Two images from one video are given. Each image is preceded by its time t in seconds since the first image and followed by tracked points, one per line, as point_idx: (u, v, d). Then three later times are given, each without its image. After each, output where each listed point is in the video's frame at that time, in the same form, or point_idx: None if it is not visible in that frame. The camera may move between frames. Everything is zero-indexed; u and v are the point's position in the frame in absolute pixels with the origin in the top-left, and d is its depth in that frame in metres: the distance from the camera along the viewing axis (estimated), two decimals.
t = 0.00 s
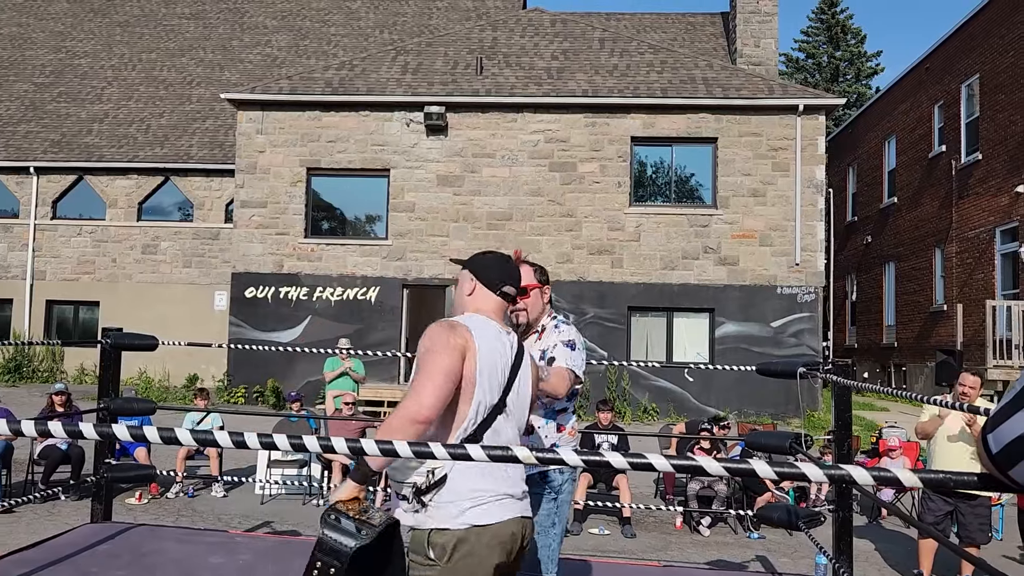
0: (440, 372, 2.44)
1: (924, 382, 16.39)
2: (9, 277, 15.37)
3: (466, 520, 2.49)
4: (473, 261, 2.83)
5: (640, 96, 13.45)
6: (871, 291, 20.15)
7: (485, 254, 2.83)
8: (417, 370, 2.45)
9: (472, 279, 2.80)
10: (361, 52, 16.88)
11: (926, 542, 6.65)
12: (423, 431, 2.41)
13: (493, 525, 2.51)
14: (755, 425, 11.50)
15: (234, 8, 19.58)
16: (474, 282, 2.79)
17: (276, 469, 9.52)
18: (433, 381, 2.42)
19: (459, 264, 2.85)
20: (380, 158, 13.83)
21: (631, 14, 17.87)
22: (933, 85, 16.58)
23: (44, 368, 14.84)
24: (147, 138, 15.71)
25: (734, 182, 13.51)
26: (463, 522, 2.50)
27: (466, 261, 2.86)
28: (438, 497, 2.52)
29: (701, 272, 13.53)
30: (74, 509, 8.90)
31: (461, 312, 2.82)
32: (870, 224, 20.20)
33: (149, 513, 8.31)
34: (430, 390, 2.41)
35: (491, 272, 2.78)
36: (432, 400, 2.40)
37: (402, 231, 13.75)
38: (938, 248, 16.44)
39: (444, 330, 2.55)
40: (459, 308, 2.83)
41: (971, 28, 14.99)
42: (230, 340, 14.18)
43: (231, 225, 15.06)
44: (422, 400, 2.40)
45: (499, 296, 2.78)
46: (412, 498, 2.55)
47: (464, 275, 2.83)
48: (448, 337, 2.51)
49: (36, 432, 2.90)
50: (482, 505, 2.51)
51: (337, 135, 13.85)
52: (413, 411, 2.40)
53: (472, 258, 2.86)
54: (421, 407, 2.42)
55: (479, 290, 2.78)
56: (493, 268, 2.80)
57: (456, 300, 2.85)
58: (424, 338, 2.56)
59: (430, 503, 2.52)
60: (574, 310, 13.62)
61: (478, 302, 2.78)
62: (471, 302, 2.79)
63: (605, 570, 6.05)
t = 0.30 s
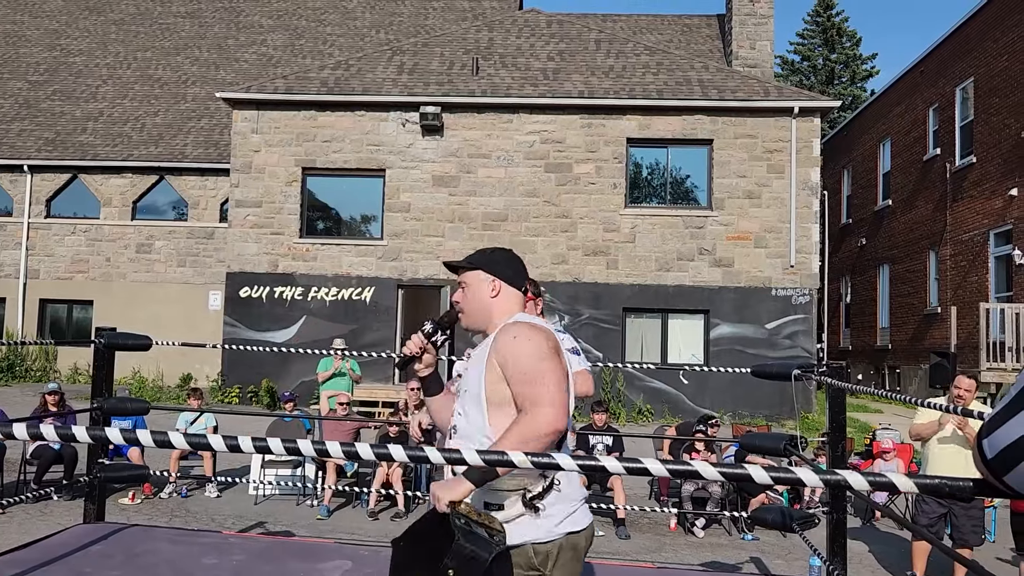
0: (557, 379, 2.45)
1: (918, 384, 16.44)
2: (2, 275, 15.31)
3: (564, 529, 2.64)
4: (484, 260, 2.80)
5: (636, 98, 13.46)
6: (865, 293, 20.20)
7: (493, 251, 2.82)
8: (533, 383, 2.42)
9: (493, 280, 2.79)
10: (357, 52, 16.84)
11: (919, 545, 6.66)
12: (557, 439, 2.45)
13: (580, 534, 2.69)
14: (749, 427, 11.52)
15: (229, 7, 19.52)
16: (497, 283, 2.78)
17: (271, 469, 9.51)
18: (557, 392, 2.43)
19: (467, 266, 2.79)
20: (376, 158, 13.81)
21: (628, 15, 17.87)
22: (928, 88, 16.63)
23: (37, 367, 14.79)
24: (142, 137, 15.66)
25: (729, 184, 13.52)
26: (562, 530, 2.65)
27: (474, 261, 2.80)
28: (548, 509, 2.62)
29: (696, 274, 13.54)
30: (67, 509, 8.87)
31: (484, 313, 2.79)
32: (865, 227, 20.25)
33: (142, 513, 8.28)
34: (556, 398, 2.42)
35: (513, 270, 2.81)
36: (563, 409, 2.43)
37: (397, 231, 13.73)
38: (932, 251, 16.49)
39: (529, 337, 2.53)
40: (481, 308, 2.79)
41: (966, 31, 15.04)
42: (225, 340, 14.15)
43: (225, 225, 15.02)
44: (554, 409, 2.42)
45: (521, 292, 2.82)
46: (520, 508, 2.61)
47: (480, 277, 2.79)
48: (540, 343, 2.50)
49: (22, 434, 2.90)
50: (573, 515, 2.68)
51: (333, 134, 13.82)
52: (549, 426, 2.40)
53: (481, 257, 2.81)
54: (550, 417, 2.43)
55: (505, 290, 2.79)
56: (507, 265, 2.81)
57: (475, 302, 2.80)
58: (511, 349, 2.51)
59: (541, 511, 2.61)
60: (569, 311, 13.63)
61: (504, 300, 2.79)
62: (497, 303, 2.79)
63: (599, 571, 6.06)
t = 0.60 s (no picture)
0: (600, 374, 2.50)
1: (920, 385, 16.43)
2: (3, 273, 15.31)
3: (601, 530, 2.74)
4: (478, 261, 2.76)
5: (638, 97, 13.45)
6: (866, 293, 20.19)
7: (481, 252, 2.80)
8: (585, 382, 2.44)
9: (490, 282, 2.77)
10: (358, 51, 16.84)
11: (921, 545, 6.63)
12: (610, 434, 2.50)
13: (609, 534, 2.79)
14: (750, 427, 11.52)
15: (231, 6, 19.53)
16: (495, 283, 2.77)
17: (272, 468, 9.50)
18: (607, 388, 2.47)
19: (462, 267, 2.74)
20: (377, 157, 13.80)
21: (630, 15, 17.87)
22: (930, 89, 16.63)
23: (37, 365, 14.79)
24: (143, 135, 15.66)
25: (731, 184, 13.51)
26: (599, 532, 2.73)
27: (468, 262, 2.76)
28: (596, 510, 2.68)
29: (697, 274, 13.53)
30: (67, 506, 8.86)
31: (485, 316, 2.76)
32: (866, 227, 20.24)
33: (143, 511, 8.28)
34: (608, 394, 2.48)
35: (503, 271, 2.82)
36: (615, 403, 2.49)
37: (398, 230, 13.72)
38: (934, 252, 16.48)
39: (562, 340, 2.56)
40: (482, 312, 2.75)
41: (968, 32, 15.03)
42: (225, 338, 14.14)
43: (226, 223, 15.01)
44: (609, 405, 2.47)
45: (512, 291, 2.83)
46: (574, 504, 2.62)
47: (477, 279, 2.75)
48: (575, 343, 2.54)
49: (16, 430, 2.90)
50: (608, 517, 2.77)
51: (334, 133, 13.81)
52: (609, 424, 2.44)
53: (474, 258, 2.78)
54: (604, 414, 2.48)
55: (502, 292, 2.78)
56: (498, 265, 2.81)
57: (473, 305, 2.76)
58: (549, 352, 2.52)
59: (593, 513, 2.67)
60: (570, 311, 13.63)
61: (502, 302, 2.79)
62: (496, 305, 2.78)
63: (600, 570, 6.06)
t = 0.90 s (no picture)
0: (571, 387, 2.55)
1: (931, 386, 16.35)
2: (16, 273, 15.39)
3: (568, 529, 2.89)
4: (447, 261, 2.73)
5: (648, 97, 13.42)
6: (877, 294, 20.12)
7: (449, 251, 2.77)
8: (554, 388, 2.48)
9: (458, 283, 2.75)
10: (368, 51, 16.87)
11: (933, 547, 6.60)
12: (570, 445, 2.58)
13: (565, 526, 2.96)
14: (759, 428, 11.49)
15: (242, 6, 19.59)
16: (463, 285, 2.76)
17: (282, 467, 9.52)
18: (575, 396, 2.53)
19: (432, 267, 2.69)
20: (387, 157, 13.82)
21: (639, 15, 17.84)
22: (941, 88, 16.54)
23: (49, 365, 14.87)
24: (154, 136, 15.72)
25: (741, 185, 13.48)
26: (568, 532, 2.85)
27: (437, 262, 2.71)
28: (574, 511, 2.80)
29: (707, 274, 13.51)
30: (79, 505, 8.91)
31: (455, 319, 2.74)
32: (877, 228, 20.15)
33: (154, 510, 8.32)
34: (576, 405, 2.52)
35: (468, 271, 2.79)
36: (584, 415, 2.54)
37: (408, 230, 13.74)
38: (945, 252, 16.41)
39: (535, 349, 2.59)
40: (451, 314, 2.73)
41: (980, 31, 14.93)
42: (236, 338, 14.19)
43: (237, 223, 15.06)
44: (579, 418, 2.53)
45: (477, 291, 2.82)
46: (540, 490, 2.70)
47: (447, 281, 2.72)
48: (544, 351, 2.58)
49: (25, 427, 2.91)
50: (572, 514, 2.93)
51: (344, 133, 13.84)
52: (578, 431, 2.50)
53: (442, 258, 2.74)
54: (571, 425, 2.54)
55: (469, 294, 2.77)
56: (464, 265, 2.78)
57: (442, 308, 2.72)
58: (517, 358, 2.55)
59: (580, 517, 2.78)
60: (579, 311, 13.62)
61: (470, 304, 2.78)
62: (464, 307, 2.76)
63: (610, 570, 6.06)
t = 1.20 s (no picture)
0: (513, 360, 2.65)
1: (949, 386, 16.24)
2: (34, 273, 15.53)
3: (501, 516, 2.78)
4: (414, 253, 2.67)
5: (662, 96, 13.38)
6: (894, 293, 19.99)
7: (415, 243, 2.72)
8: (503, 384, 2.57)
9: (422, 274, 2.71)
10: (383, 51, 16.92)
11: (952, 547, 6.55)
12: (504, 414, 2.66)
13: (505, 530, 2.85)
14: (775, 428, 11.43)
15: (257, 7, 19.68)
16: (427, 276, 2.71)
17: (297, 465, 9.56)
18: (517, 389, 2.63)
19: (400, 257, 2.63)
20: (401, 157, 13.84)
21: (654, 13, 17.80)
22: (959, 86, 16.41)
23: (67, 364, 14.99)
24: (171, 136, 15.82)
25: (756, 183, 13.42)
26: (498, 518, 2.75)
27: (404, 253, 2.65)
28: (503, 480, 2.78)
29: (722, 273, 13.46)
30: (97, 503, 8.98)
31: (416, 309, 2.71)
32: (894, 226, 20.02)
33: (172, 507, 8.37)
34: (517, 375, 2.61)
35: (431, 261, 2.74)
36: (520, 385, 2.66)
37: (422, 230, 13.77)
38: (962, 251, 16.28)
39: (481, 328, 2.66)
40: (413, 305, 2.70)
41: (998, 28, 14.80)
42: (251, 337, 14.27)
43: (252, 223, 15.13)
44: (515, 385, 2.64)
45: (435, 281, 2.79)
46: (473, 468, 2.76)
47: (412, 271, 2.68)
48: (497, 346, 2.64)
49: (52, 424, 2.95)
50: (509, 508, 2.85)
51: (359, 133, 13.87)
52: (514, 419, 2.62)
53: (410, 248, 2.68)
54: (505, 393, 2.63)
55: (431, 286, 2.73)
56: (427, 255, 2.73)
57: (404, 297, 2.68)
58: (471, 351, 2.59)
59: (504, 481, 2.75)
60: (594, 310, 13.60)
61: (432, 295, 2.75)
62: (426, 298, 2.72)
63: (627, 571, 6.04)
